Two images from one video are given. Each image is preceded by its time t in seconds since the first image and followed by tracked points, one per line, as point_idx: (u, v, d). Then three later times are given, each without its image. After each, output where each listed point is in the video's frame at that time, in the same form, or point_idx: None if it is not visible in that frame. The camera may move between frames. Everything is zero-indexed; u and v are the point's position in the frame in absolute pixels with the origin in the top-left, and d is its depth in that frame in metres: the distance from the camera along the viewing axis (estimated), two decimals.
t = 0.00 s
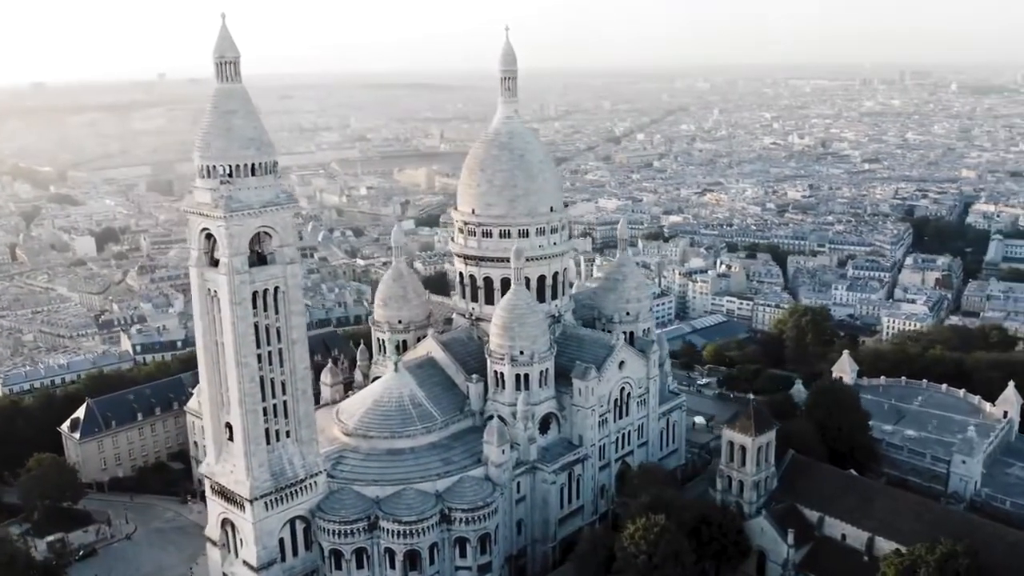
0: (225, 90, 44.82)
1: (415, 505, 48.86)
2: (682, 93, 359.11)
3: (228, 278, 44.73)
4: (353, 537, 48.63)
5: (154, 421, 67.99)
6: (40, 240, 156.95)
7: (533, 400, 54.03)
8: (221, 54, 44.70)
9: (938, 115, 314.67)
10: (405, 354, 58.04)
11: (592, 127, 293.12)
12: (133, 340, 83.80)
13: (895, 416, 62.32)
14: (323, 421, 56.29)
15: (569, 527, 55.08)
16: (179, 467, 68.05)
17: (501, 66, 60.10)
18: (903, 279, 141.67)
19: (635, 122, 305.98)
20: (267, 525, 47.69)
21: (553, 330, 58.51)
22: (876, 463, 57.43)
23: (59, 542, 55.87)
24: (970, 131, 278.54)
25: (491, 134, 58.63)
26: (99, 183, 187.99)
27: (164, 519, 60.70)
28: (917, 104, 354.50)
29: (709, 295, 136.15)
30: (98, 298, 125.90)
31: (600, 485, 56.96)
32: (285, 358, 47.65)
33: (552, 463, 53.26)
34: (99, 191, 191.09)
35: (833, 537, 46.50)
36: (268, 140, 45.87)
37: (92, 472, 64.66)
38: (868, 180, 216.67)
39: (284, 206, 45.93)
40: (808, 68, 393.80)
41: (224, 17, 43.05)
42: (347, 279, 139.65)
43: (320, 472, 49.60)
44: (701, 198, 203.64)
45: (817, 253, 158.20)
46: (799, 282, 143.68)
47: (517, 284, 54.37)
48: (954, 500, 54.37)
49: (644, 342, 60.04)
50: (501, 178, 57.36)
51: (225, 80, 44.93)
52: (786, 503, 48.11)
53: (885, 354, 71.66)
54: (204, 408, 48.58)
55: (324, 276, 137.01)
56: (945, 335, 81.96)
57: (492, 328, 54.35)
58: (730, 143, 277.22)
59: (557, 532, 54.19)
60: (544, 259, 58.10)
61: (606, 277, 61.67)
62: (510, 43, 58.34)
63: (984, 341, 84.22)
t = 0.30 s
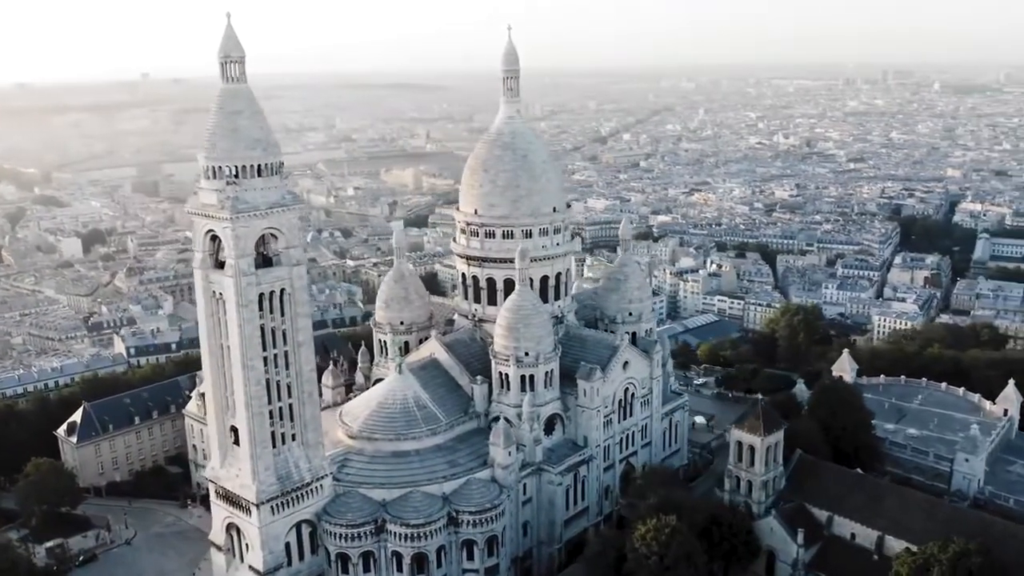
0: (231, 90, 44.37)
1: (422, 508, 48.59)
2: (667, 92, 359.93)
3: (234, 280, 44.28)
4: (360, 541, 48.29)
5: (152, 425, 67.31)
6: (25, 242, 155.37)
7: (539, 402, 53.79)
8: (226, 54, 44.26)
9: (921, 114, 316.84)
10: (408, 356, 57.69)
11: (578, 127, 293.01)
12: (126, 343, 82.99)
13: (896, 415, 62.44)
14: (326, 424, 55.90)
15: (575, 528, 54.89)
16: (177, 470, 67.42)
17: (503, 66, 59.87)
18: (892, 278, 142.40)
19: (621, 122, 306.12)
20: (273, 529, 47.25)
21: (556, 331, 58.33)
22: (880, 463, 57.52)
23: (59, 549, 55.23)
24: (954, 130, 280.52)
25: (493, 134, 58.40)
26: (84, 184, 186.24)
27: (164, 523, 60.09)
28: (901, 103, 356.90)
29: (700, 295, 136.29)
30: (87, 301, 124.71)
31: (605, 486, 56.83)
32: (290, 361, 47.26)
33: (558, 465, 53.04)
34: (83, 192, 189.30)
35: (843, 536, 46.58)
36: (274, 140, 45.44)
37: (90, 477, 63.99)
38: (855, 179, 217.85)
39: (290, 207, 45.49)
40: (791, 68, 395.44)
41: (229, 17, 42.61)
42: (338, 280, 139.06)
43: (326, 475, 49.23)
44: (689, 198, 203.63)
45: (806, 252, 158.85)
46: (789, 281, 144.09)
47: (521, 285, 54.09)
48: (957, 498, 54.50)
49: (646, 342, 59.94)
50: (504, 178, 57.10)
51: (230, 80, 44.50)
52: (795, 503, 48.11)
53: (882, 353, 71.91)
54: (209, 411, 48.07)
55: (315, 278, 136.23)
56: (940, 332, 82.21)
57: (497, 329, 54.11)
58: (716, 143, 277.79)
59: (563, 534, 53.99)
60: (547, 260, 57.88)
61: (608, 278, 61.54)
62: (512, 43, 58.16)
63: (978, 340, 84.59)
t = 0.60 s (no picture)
0: (237, 91, 43.95)
1: (430, 511, 48.29)
2: (653, 91, 360.66)
3: (241, 282, 43.81)
4: (367, 545, 47.92)
5: (149, 428, 66.66)
6: (11, 245, 153.78)
7: (544, 403, 53.58)
8: (232, 54, 43.82)
9: (905, 114, 318.85)
10: (412, 358, 57.37)
11: (564, 127, 292.84)
12: (120, 346, 82.13)
13: (897, 414, 62.52)
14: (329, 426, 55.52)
15: (580, 529, 54.70)
16: (174, 474, 66.92)
17: (505, 66, 59.68)
18: (881, 277, 143.12)
19: (607, 122, 306.27)
20: (280, 533, 46.79)
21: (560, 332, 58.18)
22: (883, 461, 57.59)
23: (58, 555, 54.59)
24: (937, 129, 282.41)
25: (495, 135, 58.17)
26: (69, 185, 184.62)
27: (164, 528, 59.58)
28: (884, 103, 359.27)
29: (691, 295, 136.36)
30: (75, 303, 123.56)
31: (610, 487, 56.70)
32: (296, 364, 46.79)
33: (564, 466, 52.84)
34: (68, 194, 187.62)
35: (852, 536, 46.71)
36: (281, 140, 45.05)
37: (87, 482, 63.30)
38: (841, 178, 218.82)
39: (296, 208, 45.07)
40: (774, 68, 397.05)
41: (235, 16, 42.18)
42: (329, 281, 138.54)
43: (332, 479, 48.82)
44: (676, 197, 203.95)
45: (795, 252, 159.31)
46: (779, 280, 144.52)
47: (526, 285, 53.85)
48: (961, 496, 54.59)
49: (649, 343, 59.82)
50: (506, 179, 56.86)
51: (235, 80, 44.11)
52: (803, 502, 48.15)
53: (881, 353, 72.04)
54: (215, 415, 47.60)
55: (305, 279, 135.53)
56: (936, 329, 82.52)
57: (501, 330, 53.85)
58: (702, 143, 278.40)
59: (569, 536, 53.84)
60: (550, 260, 57.70)
61: (611, 278, 61.39)
62: (514, 43, 58.00)
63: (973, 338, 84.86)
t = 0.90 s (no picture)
0: (243, 91, 43.49)
1: (438, 513, 48.00)
2: (639, 91, 361.32)
3: (248, 284, 43.34)
4: (375, 548, 47.56)
5: (147, 432, 65.99)
6: None
7: (549, 404, 53.33)
8: (238, 53, 43.31)
9: (889, 114, 320.87)
10: (415, 359, 57.06)
11: (550, 126, 292.77)
12: (114, 348, 81.23)
13: (898, 412, 62.62)
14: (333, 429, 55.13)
15: (586, 531, 54.52)
16: (172, 478, 66.31)
17: (507, 66, 59.45)
18: (870, 276, 143.83)
19: (592, 122, 306.48)
20: (286, 538, 46.34)
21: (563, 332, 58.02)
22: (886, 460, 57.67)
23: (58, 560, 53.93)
24: (921, 129, 284.31)
25: (498, 135, 57.92)
26: (53, 187, 182.95)
27: (164, 532, 58.99)
28: (868, 102, 361.41)
29: (683, 294, 136.47)
30: (63, 305, 122.35)
31: (614, 488, 56.57)
32: (303, 366, 46.38)
33: (570, 467, 52.61)
34: (52, 195, 185.89)
35: (861, 535, 46.69)
36: (287, 141, 44.61)
37: (84, 486, 62.55)
38: (827, 178, 219.90)
39: (303, 209, 44.62)
40: (758, 68, 398.65)
41: (241, 15, 41.72)
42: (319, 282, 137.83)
43: (339, 482, 48.43)
44: (664, 197, 204.38)
45: (785, 251, 159.75)
46: (769, 280, 144.97)
47: (531, 286, 53.60)
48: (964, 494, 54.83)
49: (652, 342, 59.71)
50: (510, 179, 56.61)
51: (240, 80, 43.60)
52: (811, 502, 48.13)
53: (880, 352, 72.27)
54: (219, 418, 47.10)
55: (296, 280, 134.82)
56: (931, 327, 82.81)
57: (506, 331, 53.62)
58: (688, 143, 279.09)
59: (575, 537, 53.64)
60: (553, 261, 57.50)
61: (613, 278, 61.23)
62: (517, 43, 57.82)
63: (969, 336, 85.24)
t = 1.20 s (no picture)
0: (249, 91, 43.02)
1: (446, 516, 47.67)
2: (624, 90, 361.64)
3: (255, 286, 42.92)
4: (382, 551, 47.21)
5: (144, 436, 65.27)
6: None
7: (555, 405, 53.12)
8: (244, 53, 42.82)
9: (872, 113, 322.88)
10: (419, 361, 56.72)
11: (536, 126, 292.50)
12: (108, 351, 80.40)
13: (899, 411, 62.73)
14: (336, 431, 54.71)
15: (592, 532, 54.33)
16: (170, 482, 65.68)
17: (509, 66, 59.18)
18: (859, 275, 144.43)
19: (578, 121, 306.49)
20: (293, 542, 45.91)
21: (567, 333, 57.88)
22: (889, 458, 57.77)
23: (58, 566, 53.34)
24: (904, 128, 286.07)
25: (500, 135, 57.62)
26: (37, 188, 181.06)
27: (163, 537, 58.34)
28: (851, 102, 363.59)
29: (674, 293, 136.65)
30: (51, 308, 121.08)
31: (619, 489, 56.42)
32: (310, 369, 45.96)
33: (576, 468, 52.43)
34: (36, 196, 184.01)
35: (870, 534, 46.67)
36: (293, 141, 44.17)
37: (81, 491, 61.83)
38: (813, 177, 220.91)
39: (309, 210, 44.21)
40: (742, 69, 400.10)
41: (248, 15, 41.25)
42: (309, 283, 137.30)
43: (345, 485, 48.04)
44: (652, 197, 204.60)
45: (773, 250, 160.32)
46: (759, 279, 145.32)
47: (535, 286, 53.35)
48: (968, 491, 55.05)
49: (655, 343, 59.62)
50: (513, 179, 56.35)
51: (246, 80, 43.11)
52: (819, 501, 48.12)
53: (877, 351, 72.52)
54: (225, 421, 46.57)
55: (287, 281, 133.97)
56: (925, 325, 83.22)
57: (511, 332, 53.42)
58: (674, 142, 279.60)
59: (581, 538, 53.45)
60: (556, 262, 57.24)
61: (615, 278, 61.10)
62: (519, 42, 57.55)
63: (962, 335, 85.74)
